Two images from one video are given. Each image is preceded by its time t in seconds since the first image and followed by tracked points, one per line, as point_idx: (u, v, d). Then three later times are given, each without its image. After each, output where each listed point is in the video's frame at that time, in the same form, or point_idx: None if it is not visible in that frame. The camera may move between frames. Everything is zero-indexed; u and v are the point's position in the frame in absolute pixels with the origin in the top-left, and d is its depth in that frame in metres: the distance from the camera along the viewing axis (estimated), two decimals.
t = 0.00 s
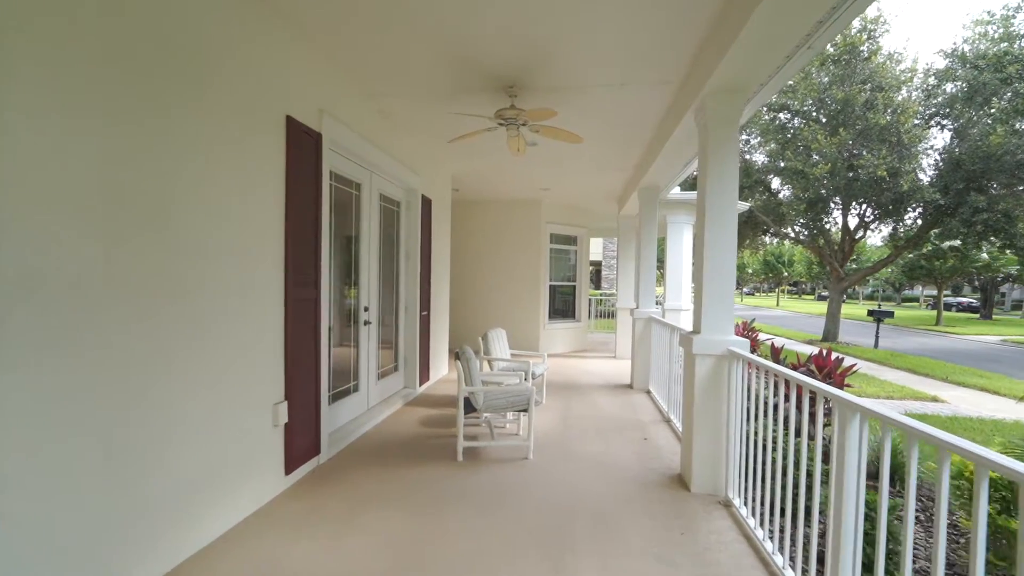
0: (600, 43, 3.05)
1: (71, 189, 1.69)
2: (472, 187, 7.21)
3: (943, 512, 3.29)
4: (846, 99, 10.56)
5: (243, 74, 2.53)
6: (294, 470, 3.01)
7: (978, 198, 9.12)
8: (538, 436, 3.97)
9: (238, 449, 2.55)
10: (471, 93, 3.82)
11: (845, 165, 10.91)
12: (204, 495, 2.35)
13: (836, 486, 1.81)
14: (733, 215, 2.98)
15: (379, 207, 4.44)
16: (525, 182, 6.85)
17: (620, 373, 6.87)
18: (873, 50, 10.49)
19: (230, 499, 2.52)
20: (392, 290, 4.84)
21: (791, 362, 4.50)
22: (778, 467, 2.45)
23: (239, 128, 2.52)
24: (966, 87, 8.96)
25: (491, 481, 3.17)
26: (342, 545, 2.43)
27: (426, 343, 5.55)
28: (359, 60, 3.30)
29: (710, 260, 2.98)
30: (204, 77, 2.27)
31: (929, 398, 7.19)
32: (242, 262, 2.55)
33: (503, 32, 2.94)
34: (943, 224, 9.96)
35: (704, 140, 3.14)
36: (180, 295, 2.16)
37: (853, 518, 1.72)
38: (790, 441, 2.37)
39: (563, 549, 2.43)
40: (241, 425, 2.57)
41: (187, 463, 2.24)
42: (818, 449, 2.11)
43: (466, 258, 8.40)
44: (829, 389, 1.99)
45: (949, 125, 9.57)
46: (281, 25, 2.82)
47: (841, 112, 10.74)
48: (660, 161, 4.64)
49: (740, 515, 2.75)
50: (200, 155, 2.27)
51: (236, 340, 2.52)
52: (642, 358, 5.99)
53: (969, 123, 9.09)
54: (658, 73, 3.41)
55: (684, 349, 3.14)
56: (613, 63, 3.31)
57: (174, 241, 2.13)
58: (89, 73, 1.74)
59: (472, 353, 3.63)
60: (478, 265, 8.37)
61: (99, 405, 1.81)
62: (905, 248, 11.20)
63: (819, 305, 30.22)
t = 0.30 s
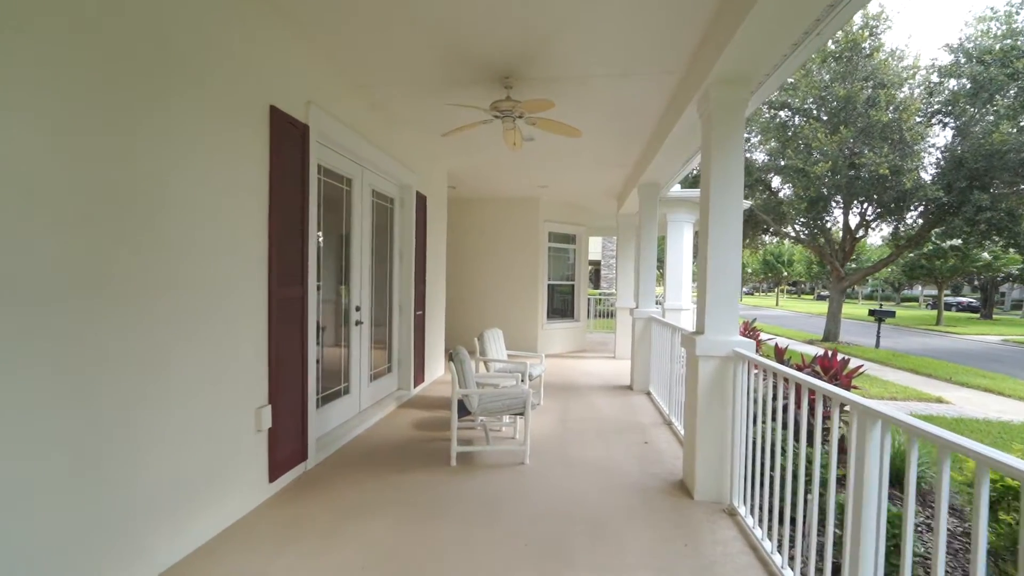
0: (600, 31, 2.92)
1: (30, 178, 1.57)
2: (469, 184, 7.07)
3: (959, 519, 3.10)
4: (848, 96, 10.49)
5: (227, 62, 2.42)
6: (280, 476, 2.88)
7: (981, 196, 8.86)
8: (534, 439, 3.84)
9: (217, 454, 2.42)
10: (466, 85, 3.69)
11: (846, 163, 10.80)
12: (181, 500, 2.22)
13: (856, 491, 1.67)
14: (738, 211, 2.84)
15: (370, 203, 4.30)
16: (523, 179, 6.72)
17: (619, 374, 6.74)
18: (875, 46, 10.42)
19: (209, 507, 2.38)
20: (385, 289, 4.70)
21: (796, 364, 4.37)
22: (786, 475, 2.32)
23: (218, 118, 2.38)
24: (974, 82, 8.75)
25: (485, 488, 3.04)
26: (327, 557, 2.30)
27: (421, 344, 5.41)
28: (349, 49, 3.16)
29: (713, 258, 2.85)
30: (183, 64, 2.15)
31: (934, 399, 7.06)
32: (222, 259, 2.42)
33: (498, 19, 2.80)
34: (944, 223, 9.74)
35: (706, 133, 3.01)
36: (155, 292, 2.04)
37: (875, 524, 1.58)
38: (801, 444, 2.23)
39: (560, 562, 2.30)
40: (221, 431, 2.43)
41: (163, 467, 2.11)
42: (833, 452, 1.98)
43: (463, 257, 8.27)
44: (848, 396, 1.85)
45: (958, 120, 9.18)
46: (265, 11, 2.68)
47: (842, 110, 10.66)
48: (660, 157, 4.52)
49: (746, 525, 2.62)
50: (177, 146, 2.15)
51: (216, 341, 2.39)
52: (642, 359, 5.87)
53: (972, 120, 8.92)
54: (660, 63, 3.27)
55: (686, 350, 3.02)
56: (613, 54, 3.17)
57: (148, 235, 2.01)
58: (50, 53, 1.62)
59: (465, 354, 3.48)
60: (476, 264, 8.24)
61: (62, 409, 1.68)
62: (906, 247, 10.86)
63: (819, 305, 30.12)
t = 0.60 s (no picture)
0: (603, 18, 2.77)
1: None
2: (468, 181, 6.92)
3: (974, 529, 3.00)
4: (852, 94, 10.25)
5: (209, 47, 2.28)
6: (264, 484, 2.73)
7: (989, 194, 8.88)
8: (534, 444, 3.69)
9: (195, 461, 2.27)
10: (463, 77, 3.54)
11: (852, 161, 10.45)
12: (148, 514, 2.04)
13: (885, 507, 1.51)
14: (748, 206, 2.69)
15: (365, 199, 4.16)
16: (523, 176, 6.58)
17: (621, 375, 6.61)
18: (880, 43, 10.26)
19: (189, 514, 2.26)
20: (380, 288, 4.55)
21: (803, 365, 4.23)
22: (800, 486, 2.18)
23: (197, 106, 2.23)
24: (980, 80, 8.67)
25: (482, 496, 2.90)
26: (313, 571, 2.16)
27: (418, 345, 5.26)
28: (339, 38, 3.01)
29: (722, 256, 2.70)
30: (159, 47, 2.01)
31: (941, 400, 6.93)
32: (202, 255, 2.27)
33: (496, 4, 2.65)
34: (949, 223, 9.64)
35: (715, 124, 2.86)
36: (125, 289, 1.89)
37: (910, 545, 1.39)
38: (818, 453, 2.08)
39: None
40: (199, 438, 2.28)
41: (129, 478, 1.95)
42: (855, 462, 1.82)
43: (461, 256, 8.13)
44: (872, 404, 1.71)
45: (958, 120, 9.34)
46: None
47: (847, 107, 10.40)
48: (664, 153, 4.39)
49: (756, 537, 2.47)
50: (152, 134, 2.00)
51: (196, 342, 2.25)
52: (645, 360, 5.73)
53: (976, 118, 8.92)
54: (666, 52, 3.13)
55: (692, 352, 2.88)
56: (617, 42, 3.03)
57: (119, 229, 1.86)
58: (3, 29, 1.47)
59: (461, 356, 3.33)
60: (475, 263, 8.10)
61: None
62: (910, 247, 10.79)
63: (820, 305, 29.97)
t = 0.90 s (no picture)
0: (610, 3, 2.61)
1: None
2: (466, 179, 6.77)
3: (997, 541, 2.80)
4: (857, 91, 10.06)
5: (190, 30, 2.13)
6: (247, 496, 2.57)
7: (997, 193, 8.78)
8: (533, 451, 3.53)
9: (174, 471, 2.12)
10: (461, 67, 3.39)
11: (857, 159, 10.20)
12: (137, 519, 1.95)
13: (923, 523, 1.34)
14: (760, 200, 2.54)
15: (358, 195, 4.00)
16: (522, 174, 6.44)
17: (623, 377, 6.46)
18: (886, 38, 10.09)
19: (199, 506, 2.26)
20: (374, 287, 4.40)
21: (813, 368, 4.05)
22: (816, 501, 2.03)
23: (176, 92, 2.08)
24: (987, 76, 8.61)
25: (479, 507, 2.75)
26: None
27: (413, 347, 5.11)
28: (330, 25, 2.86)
29: (731, 253, 2.55)
30: (132, 27, 1.86)
31: (949, 402, 6.78)
32: (180, 253, 2.12)
33: None
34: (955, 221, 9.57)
35: (723, 115, 2.70)
36: (94, 290, 1.74)
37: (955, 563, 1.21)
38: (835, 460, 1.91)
39: None
40: (177, 447, 2.13)
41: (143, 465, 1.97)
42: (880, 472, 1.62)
43: (457, 256, 7.99)
44: (903, 415, 1.56)
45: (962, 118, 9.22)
46: None
47: (852, 104, 10.19)
48: (668, 148, 4.24)
49: (768, 552, 2.31)
50: (124, 121, 1.85)
51: (172, 345, 2.10)
52: (647, 361, 5.58)
53: (981, 116, 8.83)
54: (675, 40, 2.97)
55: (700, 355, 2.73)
56: (623, 30, 2.87)
57: (87, 222, 1.71)
58: None
59: (457, 359, 3.15)
60: (473, 262, 7.94)
61: None
62: (915, 246, 10.69)
63: (821, 305, 29.77)
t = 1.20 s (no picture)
0: None
1: None
2: (463, 176, 6.63)
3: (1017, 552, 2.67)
4: (860, 87, 9.86)
5: (165, 14, 2.01)
6: (227, 508, 2.43)
7: (1002, 190, 8.70)
8: (531, 458, 3.40)
9: (148, 482, 1.99)
10: (454, 56, 3.25)
11: (861, 158, 10.01)
12: (140, 518, 1.96)
13: (960, 539, 1.21)
14: (769, 196, 2.41)
15: (350, 192, 3.86)
16: (520, 171, 6.31)
17: (624, 379, 6.33)
18: (890, 35, 9.90)
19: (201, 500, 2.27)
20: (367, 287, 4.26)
21: (820, 369, 3.91)
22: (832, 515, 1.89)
23: (145, 77, 1.94)
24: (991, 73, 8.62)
25: (474, 518, 2.61)
26: None
27: (408, 348, 4.97)
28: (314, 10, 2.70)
29: (738, 252, 2.41)
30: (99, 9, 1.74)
31: (956, 403, 6.65)
32: (152, 250, 1.98)
33: None
34: (958, 221, 9.48)
35: (729, 106, 2.57)
36: (49, 289, 1.60)
37: None
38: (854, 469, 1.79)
39: None
40: (150, 457, 2.00)
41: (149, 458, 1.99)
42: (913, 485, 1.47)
43: (454, 256, 7.86)
44: (930, 425, 1.44)
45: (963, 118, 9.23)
46: None
47: (855, 101, 10.00)
48: (671, 143, 4.11)
49: (778, 568, 2.18)
50: (86, 107, 1.71)
51: (146, 348, 1.97)
52: (648, 363, 5.45)
53: (985, 114, 8.83)
54: (678, 28, 2.83)
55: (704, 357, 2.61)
56: (624, 16, 2.73)
57: (39, 216, 1.56)
58: None
59: (450, 361, 3.00)
60: (471, 262, 7.81)
61: None
62: (919, 244, 10.55)
63: (822, 305, 29.63)
